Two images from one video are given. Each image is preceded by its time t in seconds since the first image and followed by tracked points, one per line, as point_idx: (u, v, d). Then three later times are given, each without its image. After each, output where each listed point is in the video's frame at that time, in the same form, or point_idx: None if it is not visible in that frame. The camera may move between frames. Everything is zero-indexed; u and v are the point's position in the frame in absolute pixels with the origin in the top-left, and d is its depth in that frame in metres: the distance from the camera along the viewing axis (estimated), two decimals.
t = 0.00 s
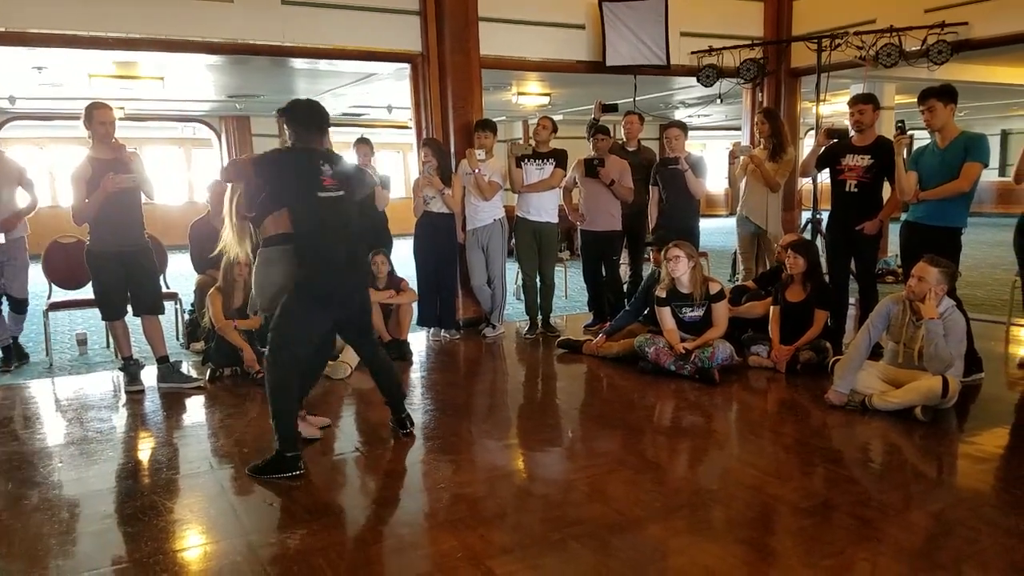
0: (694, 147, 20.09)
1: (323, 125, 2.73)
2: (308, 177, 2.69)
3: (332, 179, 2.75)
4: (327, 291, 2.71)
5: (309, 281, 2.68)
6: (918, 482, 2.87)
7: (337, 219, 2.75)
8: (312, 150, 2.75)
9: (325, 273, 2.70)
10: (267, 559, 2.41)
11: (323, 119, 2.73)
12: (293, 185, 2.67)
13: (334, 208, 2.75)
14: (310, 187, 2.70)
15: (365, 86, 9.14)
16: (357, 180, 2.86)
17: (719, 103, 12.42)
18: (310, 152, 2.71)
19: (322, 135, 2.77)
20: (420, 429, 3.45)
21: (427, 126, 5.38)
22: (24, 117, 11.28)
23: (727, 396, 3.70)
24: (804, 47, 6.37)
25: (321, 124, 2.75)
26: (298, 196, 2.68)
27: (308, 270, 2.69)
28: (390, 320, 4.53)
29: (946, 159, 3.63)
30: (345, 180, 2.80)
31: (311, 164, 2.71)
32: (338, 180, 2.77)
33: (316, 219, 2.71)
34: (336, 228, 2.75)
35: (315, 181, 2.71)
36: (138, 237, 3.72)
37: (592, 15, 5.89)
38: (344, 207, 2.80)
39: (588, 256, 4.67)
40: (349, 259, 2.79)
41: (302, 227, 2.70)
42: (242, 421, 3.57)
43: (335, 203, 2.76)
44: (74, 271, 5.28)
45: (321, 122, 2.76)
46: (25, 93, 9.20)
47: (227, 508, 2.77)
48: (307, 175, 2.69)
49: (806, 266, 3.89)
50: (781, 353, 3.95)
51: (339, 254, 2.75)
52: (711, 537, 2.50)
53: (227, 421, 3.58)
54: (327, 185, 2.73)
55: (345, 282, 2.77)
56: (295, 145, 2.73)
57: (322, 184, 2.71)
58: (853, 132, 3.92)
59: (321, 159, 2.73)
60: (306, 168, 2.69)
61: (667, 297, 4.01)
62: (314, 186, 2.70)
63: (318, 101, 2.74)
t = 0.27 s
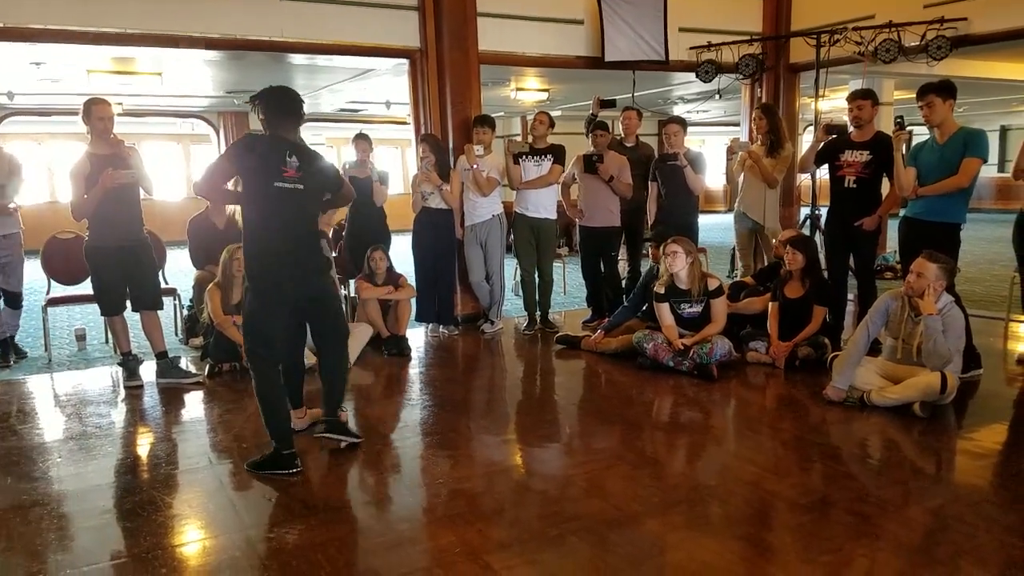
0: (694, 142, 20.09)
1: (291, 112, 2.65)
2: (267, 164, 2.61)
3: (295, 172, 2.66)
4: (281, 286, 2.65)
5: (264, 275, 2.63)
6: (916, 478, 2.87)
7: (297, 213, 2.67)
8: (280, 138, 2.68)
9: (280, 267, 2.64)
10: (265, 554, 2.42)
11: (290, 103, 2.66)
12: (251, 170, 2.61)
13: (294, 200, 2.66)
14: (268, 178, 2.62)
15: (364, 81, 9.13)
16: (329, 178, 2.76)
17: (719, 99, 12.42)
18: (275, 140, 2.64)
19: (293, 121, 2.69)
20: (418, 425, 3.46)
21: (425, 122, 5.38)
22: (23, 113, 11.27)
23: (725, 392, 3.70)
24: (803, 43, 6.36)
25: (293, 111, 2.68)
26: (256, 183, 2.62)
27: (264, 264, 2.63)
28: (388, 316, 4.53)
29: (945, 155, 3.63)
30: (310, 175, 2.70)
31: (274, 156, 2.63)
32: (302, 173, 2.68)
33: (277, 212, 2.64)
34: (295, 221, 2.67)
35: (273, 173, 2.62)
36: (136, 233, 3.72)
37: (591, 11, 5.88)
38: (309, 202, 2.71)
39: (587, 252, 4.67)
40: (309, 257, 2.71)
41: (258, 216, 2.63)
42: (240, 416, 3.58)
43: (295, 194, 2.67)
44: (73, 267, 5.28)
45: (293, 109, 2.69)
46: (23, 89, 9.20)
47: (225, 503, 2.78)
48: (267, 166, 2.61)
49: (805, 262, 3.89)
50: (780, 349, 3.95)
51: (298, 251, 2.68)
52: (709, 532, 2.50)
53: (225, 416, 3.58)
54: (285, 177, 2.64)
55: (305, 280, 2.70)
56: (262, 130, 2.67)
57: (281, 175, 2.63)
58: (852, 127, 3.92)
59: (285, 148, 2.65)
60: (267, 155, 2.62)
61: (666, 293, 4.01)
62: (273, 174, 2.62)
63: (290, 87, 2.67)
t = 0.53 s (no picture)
0: (691, 140, 20.11)
1: (281, 105, 2.63)
2: (263, 159, 2.61)
3: (291, 167, 2.65)
4: (276, 282, 2.67)
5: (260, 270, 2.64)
6: (914, 476, 2.87)
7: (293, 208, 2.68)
8: (274, 132, 2.68)
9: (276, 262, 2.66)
10: (264, 551, 2.42)
11: (278, 95, 2.64)
12: (247, 165, 2.60)
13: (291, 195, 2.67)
14: (267, 174, 2.62)
15: (362, 78, 9.11)
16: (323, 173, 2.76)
17: (716, 97, 12.42)
18: (271, 135, 2.64)
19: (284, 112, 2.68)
20: (416, 421, 3.45)
21: (424, 119, 5.38)
22: (19, 109, 11.25)
23: (723, 390, 3.71)
24: (802, 41, 6.37)
25: (286, 105, 2.68)
26: (253, 178, 2.61)
27: (264, 259, 2.65)
28: (386, 313, 4.54)
29: (943, 153, 3.63)
30: (307, 171, 2.70)
31: (270, 151, 2.62)
32: (298, 168, 2.68)
33: (273, 210, 2.65)
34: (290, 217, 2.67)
35: (270, 169, 2.62)
36: (135, 230, 3.72)
37: (590, 8, 5.88)
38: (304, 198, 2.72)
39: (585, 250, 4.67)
40: (302, 252, 2.72)
41: (253, 211, 2.63)
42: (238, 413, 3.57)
43: (294, 191, 2.68)
44: (70, 263, 5.27)
45: (285, 101, 2.68)
46: (20, 85, 9.19)
47: (223, 501, 2.77)
48: (265, 162, 2.61)
49: (803, 260, 3.89)
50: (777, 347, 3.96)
51: (291, 246, 2.69)
52: (708, 530, 2.50)
53: (223, 413, 3.57)
54: (282, 173, 2.64)
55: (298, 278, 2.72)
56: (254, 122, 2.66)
57: (277, 170, 2.62)
58: (851, 126, 3.92)
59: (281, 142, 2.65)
60: (264, 149, 2.61)
61: (664, 290, 4.02)
62: (270, 169, 2.62)
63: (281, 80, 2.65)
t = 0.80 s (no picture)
0: (690, 139, 20.10)
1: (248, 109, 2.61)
2: (227, 167, 2.60)
3: (258, 175, 2.63)
4: (248, 284, 2.69)
5: (231, 272, 2.67)
6: (912, 474, 2.87)
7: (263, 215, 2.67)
8: (245, 135, 2.66)
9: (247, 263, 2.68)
10: (262, 550, 2.42)
11: (238, 96, 2.62)
12: (212, 173, 2.61)
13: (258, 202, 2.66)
14: (230, 183, 2.61)
15: (360, 76, 9.10)
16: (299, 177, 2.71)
17: (715, 95, 12.41)
18: (239, 141, 2.62)
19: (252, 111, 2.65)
20: (414, 421, 3.45)
21: (422, 117, 5.38)
22: (17, 108, 11.24)
23: (721, 388, 3.70)
24: (799, 39, 6.37)
25: (257, 108, 2.65)
26: (216, 185, 2.62)
27: (235, 261, 2.67)
28: (384, 312, 4.55)
29: (941, 151, 3.63)
30: (277, 178, 2.66)
31: (235, 158, 2.60)
32: (266, 177, 2.64)
33: (237, 215, 2.65)
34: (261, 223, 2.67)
35: (231, 177, 2.61)
36: (133, 230, 3.72)
37: (588, 6, 5.87)
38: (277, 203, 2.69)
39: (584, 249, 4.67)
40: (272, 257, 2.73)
41: (218, 216, 2.65)
42: (236, 412, 3.57)
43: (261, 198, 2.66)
44: (68, 262, 5.27)
45: (255, 101, 2.65)
46: (17, 84, 9.18)
47: (221, 500, 2.77)
48: (226, 169, 2.60)
49: (801, 258, 3.89)
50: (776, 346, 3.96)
51: (265, 248, 2.70)
52: (706, 528, 2.50)
53: (221, 413, 3.57)
54: (246, 182, 2.61)
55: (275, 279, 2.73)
56: (225, 123, 2.67)
57: (241, 180, 2.61)
58: (849, 124, 3.92)
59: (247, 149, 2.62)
60: (228, 158, 2.60)
61: (662, 289, 4.02)
62: (234, 178, 2.61)
63: (248, 81, 2.63)
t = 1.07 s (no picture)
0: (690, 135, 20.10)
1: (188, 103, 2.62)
2: (159, 165, 2.65)
3: (186, 172, 2.62)
4: (191, 279, 2.69)
5: (171, 267, 2.70)
6: (913, 470, 2.87)
7: (199, 214, 2.66)
8: (189, 130, 2.67)
9: (181, 261, 2.68)
10: (265, 549, 2.42)
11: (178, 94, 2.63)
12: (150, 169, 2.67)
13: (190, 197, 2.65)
14: (164, 178, 2.65)
15: (360, 75, 9.10)
16: (234, 172, 2.64)
17: (715, 92, 12.40)
18: (175, 137, 2.65)
19: (195, 107, 2.64)
20: (415, 419, 3.45)
21: (422, 116, 5.38)
22: (17, 108, 11.24)
23: (723, 386, 3.70)
24: (799, 36, 6.36)
25: (200, 102, 2.63)
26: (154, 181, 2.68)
27: (176, 256, 2.69)
28: (385, 310, 4.55)
29: (941, 147, 3.62)
30: (207, 175, 2.62)
31: (166, 152, 2.63)
32: (195, 174, 2.62)
33: (174, 210, 2.68)
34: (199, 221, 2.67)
35: (162, 173, 2.65)
36: (135, 225, 3.72)
37: (587, 4, 5.87)
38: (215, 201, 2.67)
39: (584, 246, 4.67)
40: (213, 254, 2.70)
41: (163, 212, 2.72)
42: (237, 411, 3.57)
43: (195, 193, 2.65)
44: (69, 262, 5.28)
45: (201, 94, 2.63)
46: (17, 84, 9.18)
47: (222, 499, 2.77)
48: (158, 165, 2.65)
49: (803, 255, 3.88)
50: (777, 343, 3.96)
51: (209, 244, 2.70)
52: (709, 526, 2.50)
53: (222, 412, 3.57)
54: (175, 178, 2.63)
55: (217, 277, 2.71)
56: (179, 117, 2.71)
57: (170, 176, 2.63)
58: (849, 120, 3.91)
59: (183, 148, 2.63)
60: (160, 155, 2.64)
61: (663, 286, 4.01)
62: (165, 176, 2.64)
63: (184, 80, 2.61)
